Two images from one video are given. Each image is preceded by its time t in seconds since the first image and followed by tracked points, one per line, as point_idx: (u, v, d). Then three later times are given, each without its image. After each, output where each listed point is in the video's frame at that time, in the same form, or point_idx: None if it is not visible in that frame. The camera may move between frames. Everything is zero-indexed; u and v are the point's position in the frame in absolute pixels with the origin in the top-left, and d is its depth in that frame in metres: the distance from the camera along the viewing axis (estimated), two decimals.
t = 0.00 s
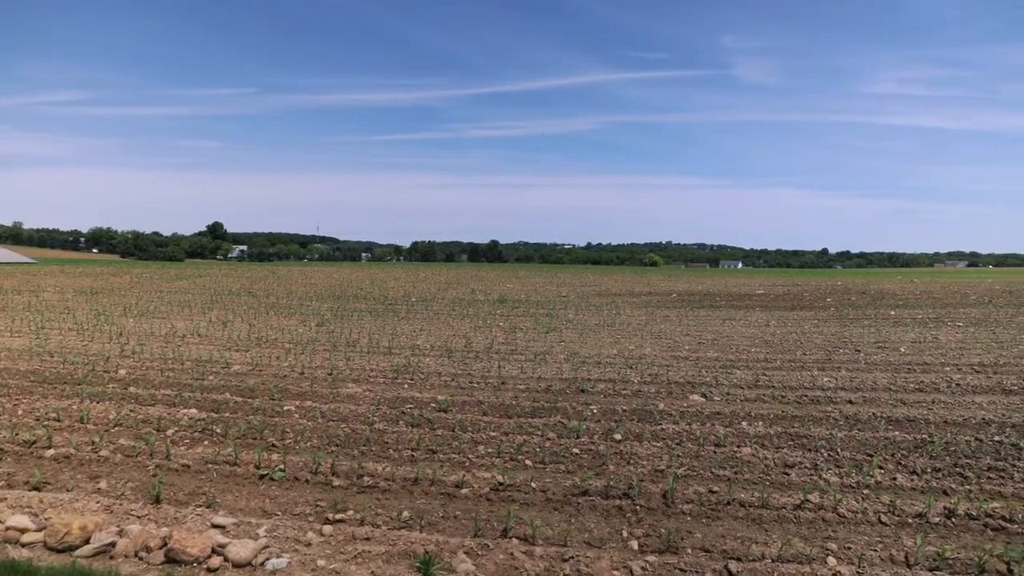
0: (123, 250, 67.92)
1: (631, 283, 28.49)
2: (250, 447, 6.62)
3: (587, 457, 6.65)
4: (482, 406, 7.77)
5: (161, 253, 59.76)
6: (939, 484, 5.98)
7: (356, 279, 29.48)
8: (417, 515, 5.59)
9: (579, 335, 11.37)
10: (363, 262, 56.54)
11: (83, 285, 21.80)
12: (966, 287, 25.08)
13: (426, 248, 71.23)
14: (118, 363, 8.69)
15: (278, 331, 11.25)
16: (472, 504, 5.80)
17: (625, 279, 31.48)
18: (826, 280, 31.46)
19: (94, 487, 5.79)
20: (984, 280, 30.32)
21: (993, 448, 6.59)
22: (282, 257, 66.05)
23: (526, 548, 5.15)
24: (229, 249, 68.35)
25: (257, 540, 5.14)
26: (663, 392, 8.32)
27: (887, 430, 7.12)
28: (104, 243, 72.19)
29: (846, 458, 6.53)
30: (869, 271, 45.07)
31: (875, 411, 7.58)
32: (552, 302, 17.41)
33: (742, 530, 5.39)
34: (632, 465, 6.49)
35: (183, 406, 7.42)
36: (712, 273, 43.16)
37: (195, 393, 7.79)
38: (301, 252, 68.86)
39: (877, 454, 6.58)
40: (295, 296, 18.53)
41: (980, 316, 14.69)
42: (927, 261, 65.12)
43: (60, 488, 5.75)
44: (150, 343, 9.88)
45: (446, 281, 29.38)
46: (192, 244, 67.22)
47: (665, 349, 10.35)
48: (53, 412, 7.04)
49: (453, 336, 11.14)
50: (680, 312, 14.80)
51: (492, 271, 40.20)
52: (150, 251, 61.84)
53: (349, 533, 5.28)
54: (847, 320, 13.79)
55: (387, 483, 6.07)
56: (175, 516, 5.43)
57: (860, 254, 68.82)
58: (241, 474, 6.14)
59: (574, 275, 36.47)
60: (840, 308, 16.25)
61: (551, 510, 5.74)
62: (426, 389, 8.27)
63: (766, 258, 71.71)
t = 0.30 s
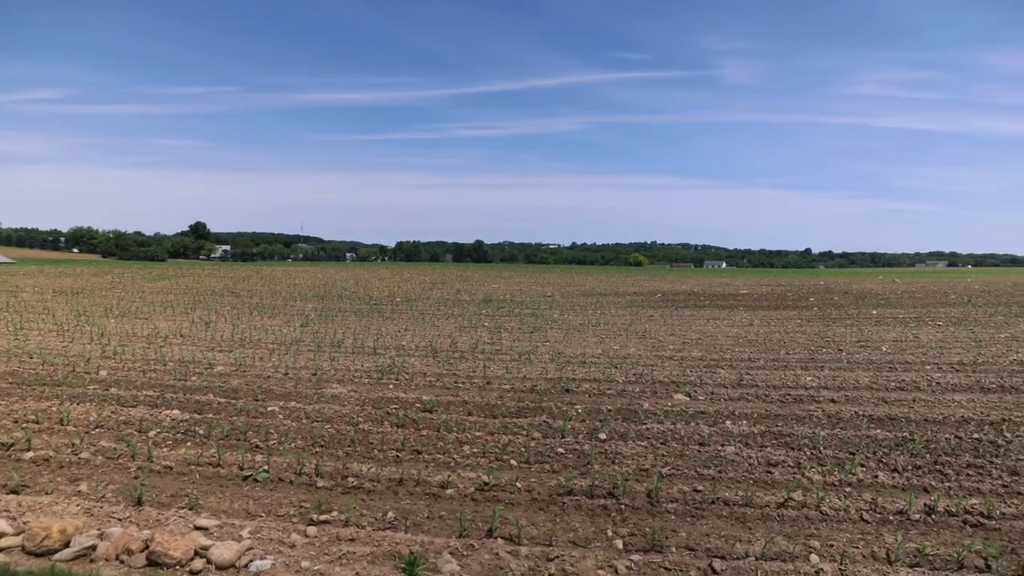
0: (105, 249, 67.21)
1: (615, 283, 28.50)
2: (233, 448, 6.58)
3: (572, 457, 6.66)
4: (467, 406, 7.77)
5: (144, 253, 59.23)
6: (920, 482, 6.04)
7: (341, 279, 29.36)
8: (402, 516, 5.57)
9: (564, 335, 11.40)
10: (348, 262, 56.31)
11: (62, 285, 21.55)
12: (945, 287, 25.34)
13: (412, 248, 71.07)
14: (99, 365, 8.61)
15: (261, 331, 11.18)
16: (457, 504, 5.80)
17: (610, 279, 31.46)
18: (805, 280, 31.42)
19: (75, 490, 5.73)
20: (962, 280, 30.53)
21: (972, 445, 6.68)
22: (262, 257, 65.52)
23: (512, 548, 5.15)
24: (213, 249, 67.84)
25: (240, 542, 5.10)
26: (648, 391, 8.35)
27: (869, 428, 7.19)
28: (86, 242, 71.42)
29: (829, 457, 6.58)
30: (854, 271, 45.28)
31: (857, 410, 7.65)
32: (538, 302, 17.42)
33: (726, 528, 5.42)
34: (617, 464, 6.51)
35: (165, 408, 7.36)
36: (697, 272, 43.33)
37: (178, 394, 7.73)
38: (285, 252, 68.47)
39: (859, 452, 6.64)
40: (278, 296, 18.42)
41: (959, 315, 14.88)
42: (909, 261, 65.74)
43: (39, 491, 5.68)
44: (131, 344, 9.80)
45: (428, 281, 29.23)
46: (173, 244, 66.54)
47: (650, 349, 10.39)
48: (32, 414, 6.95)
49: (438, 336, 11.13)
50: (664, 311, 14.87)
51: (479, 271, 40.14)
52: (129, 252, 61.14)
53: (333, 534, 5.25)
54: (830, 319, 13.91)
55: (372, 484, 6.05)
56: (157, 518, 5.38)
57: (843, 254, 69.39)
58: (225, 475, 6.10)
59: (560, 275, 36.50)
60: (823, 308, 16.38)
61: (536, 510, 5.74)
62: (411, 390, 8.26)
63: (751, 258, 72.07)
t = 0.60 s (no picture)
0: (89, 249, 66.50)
1: (602, 283, 28.49)
2: (218, 450, 6.53)
3: (559, 457, 6.67)
4: (454, 407, 7.76)
5: (128, 253, 58.66)
6: (903, 479, 6.10)
7: (327, 279, 29.21)
8: (389, 516, 5.56)
9: (551, 335, 11.42)
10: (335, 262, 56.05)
11: (43, 285, 21.28)
12: (928, 287, 25.56)
13: (399, 248, 70.83)
14: (82, 366, 8.53)
15: (247, 331, 11.12)
16: (444, 505, 5.79)
17: (597, 279, 31.44)
18: (790, 280, 31.58)
19: (57, 492, 5.67)
20: (945, 279, 30.79)
21: (954, 443, 6.75)
22: (248, 257, 65.09)
23: (498, 548, 5.15)
24: (198, 249, 67.29)
25: (225, 543, 5.06)
26: (634, 391, 8.38)
27: (853, 427, 7.26)
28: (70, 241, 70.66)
29: (813, 455, 6.63)
30: (840, 271, 45.54)
31: (841, 409, 7.72)
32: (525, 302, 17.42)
33: (712, 527, 5.45)
34: (603, 464, 6.53)
35: (149, 409, 7.31)
36: (684, 271, 43.46)
37: (162, 395, 7.67)
38: (271, 252, 68.05)
39: (843, 451, 6.69)
40: (264, 296, 18.30)
41: (941, 314, 15.04)
42: (893, 261, 66.32)
43: (20, 494, 5.61)
44: (115, 344, 9.72)
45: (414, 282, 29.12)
46: (158, 244, 65.94)
47: (636, 348, 10.43)
48: (13, 416, 6.87)
49: (424, 336, 11.11)
50: (651, 311, 14.93)
51: (467, 271, 40.08)
52: (114, 252, 60.55)
53: (319, 535, 5.23)
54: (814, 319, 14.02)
55: (358, 485, 6.03)
56: (141, 520, 5.34)
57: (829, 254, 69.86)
58: (210, 477, 6.06)
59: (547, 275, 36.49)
60: (808, 307, 16.49)
61: (523, 510, 5.75)
62: (397, 390, 8.24)
63: (738, 258, 72.38)
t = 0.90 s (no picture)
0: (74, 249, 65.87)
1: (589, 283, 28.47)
2: (204, 451, 6.50)
3: (546, 456, 6.68)
4: (441, 407, 7.76)
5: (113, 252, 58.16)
6: (888, 477, 6.15)
7: (314, 279, 29.06)
8: (376, 517, 5.54)
9: (539, 335, 11.43)
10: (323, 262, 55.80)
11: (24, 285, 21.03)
12: (913, 286, 25.73)
13: (387, 248, 70.62)
14: (65, 367, 8.45)
15: (233, 332, 11.06)
16: (432, 505, 5.78)
17: (584, 279, 31.40)
18: (777, 279, 31.69)
19: (40, 495, 5.61)
20: (929, 279, 30.97)
21: (938, 441, 6.81)
22: (235, 257, 64.72)
23: (486, 548, 5.15)
24: (185, 249, 66.80)
25: (211, 545, 5.03)
26: (622, 391, 8.40)
27: (838, 425, 7.31)
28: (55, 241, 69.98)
29: (799, 454, 6.67)
30: (827, 271, 45.80)
31: (827, 408, 7.77)
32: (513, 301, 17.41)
33: (699, 526, 5.47)
34: (591, 463, 6.54)
35: (134, 410, 7.25)
36: (673, 271, 43.56)
37: (147, 396, 7.62)
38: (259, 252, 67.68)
39: (829, 449, 6.74)
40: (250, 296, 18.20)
41: (926, 314, 15.16)
42: (879, 261, 66.79)
43: (3, 497, 5.55)
44: (99, 345, 9.64)
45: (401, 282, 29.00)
46: (144, 244, 65.43)
47: (624, 348, 10.46)
48: None
49: (412, 336, 11.09)
50: (639, 311, 14.98)
51: (455, 271, 40.01)
52: (99, 252, 60.00)
53: (306, 536, 5.21)
54: (800, 318, 14.12)
55: (346, 485, 6.01)
56: (126, 522, 5.29)
57: (815, 254, 70.24)
58: (196, 478, 6.02)
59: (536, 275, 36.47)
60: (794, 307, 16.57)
61: (511, 509, 5.75)
62: (385, 390, 8.23)
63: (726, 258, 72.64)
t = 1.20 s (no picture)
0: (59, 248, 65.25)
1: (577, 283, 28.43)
2: (191, 452, 6.46)
3: (535, 456, 6.68)
4: (430, 407, 7.75)
5: (99, 252, 57.65)
6: (874, 476, 6.20)
7: (302, 279, 28.93)
8: (365, 517, 5.53)
9: (527, 335, 11.44)
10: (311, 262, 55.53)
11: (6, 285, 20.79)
12: (898, 286, 25.83)
13: (376, 248, 70.37)
14: (50, 368, 8.38)
15: (220, 332, 11.00)
16: (421, 505, 5.77)
17: (573, 279, 31.33)
18: (764, 279, 31.78)
19: (24, 497, 5.56)
20: (915, 279, 31.15)
21: (923, 439, 6.87)
22: (223, 257, 64.33)
23: (476, 548, 5.15)
24: (172, 249, 66.32)
25: (198, 547, 4.99)
26: (610, 391, 8.42)
27: (825, 424, 7.36)
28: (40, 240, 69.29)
29: (787, 452, 6.72)
30: (815, 271, 45.99)
31: (814, 407, 7.82)
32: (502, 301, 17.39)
33: (688, 525, 5.50)
34: (580, 463, 6.55)
35: (120, 411, 7.20)
36: (663, 271, 43.67)
37: (133, 397, 7.57)
38: (246, 251, 67.27)
39: (816, 448, 6.78)
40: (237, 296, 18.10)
41: (912, 314, 15.27)
42: (866, 260, 67.20)
43: None
44: (84, 346, 9.56)
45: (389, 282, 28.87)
46: (130, 244, 64.89)
47: (613, 348, 10.48)
48: None
49: (401, 337, 11.07)
50: (627, 311, 15.02)
51: (445, 271, 39.94)
52: (84, 252, 59.46)
53: (294, 537, 5.19)
54: (788, 317, 14.20)
55: (334, 486, 5.99)
56: (112, 524, 5.25)
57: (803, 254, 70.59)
58: (183, 479, 5.98)
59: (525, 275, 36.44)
60: (782, 307, 16.64)
61: (500, 509, 5.75)
62: (374, 390, 8.21)
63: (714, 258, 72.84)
